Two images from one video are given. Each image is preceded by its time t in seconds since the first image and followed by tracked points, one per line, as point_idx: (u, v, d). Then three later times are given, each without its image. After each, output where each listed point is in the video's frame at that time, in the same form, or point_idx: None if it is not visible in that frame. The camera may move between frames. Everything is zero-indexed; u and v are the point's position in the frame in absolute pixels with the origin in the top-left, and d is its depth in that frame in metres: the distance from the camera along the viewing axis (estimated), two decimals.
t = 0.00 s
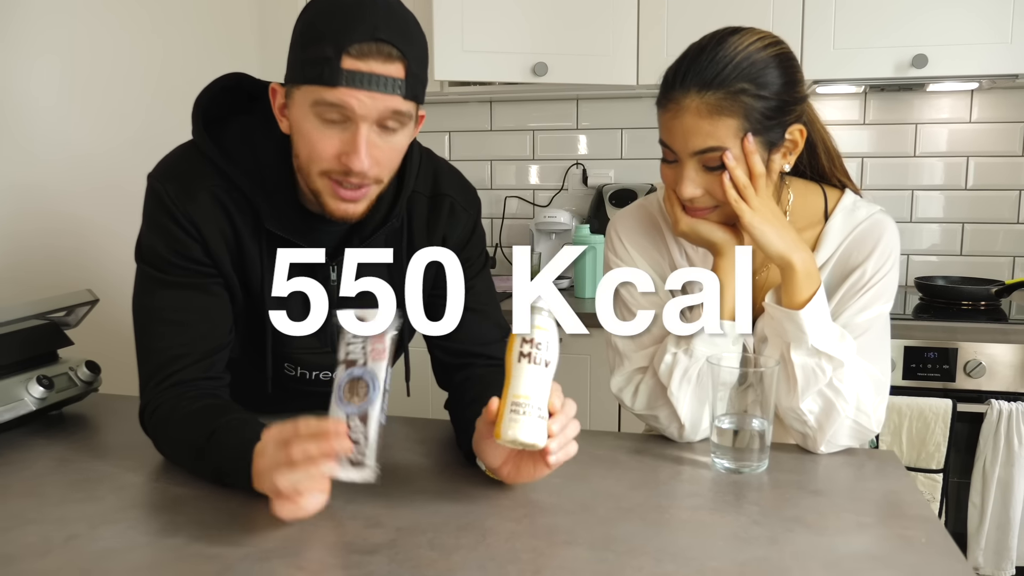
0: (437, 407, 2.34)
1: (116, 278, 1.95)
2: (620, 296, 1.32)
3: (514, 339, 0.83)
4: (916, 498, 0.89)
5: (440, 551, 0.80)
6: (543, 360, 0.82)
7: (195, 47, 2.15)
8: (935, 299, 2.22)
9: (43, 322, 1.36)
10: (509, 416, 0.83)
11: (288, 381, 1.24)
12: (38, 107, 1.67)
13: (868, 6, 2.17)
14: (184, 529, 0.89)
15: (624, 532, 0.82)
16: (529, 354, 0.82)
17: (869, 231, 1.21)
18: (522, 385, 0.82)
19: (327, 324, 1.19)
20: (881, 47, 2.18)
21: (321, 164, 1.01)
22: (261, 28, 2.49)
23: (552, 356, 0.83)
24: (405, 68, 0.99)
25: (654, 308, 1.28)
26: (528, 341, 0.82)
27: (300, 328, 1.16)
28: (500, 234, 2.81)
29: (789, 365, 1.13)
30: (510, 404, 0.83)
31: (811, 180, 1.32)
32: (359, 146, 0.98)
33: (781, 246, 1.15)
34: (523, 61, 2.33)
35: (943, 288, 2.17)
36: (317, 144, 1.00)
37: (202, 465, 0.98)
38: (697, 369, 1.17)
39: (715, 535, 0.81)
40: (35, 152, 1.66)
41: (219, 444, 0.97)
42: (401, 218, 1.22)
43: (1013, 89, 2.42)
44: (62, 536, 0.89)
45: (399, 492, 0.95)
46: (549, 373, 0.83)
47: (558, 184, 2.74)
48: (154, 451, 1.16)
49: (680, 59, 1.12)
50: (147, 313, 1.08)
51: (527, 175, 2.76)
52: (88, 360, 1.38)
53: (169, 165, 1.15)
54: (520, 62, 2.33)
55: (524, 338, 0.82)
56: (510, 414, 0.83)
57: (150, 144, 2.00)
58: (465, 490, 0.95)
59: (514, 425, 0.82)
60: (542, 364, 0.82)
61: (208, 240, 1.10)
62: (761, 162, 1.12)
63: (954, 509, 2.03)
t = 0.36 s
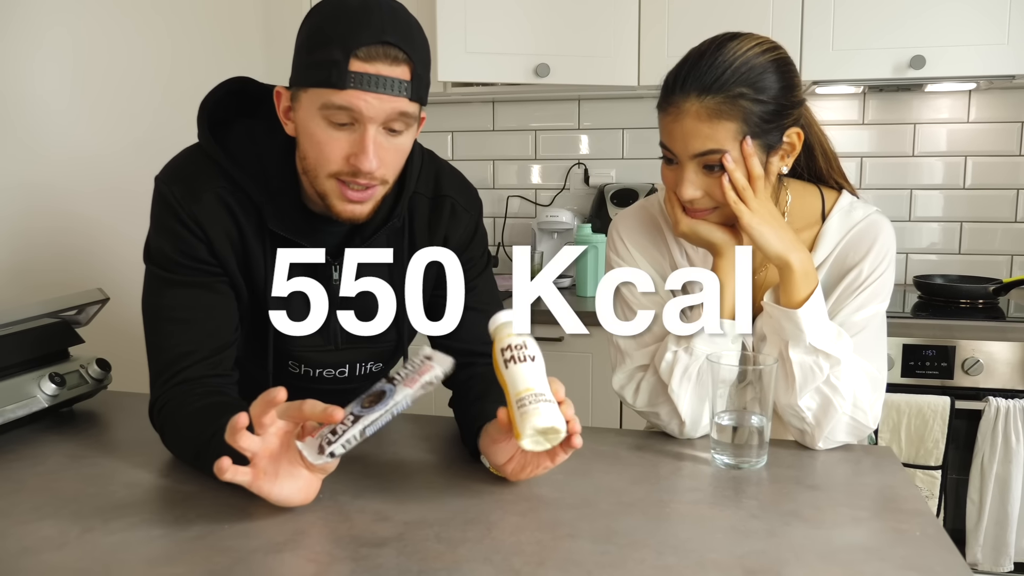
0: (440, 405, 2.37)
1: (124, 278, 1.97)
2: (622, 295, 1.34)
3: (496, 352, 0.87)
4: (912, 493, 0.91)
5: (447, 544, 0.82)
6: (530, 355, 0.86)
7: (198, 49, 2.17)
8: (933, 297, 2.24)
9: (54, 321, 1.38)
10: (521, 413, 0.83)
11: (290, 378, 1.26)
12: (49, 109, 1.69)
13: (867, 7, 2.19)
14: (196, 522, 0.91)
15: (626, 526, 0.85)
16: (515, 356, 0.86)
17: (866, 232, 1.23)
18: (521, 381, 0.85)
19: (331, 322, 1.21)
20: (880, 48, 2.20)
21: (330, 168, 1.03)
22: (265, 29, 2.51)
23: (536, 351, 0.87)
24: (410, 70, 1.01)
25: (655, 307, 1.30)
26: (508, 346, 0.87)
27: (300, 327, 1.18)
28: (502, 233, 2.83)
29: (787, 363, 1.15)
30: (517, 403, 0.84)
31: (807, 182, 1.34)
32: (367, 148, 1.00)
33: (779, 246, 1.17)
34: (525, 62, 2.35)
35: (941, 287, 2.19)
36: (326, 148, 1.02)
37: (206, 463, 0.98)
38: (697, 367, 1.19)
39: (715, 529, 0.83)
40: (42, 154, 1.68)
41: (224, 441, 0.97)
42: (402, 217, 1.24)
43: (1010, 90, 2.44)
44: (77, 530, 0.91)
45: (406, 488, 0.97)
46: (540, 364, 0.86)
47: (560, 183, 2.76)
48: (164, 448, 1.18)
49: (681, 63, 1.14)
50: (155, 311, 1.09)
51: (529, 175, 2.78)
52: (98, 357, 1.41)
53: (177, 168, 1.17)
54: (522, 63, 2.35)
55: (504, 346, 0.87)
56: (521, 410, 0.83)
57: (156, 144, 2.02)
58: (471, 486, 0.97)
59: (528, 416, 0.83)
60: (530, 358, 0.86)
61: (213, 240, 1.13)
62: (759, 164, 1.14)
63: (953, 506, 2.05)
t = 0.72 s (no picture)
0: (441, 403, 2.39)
1: (129, 277, 1.99)
2: (620, 295, 1.35)
3: (515, 376, 0.89)
4: (903, 488, 0.93)
5: (448, 537, 0.84)
6: (549, 377, 0.88)
7: (202, 51, 2.19)
8: (930, 297, 2.26)
9: (61, 319, 1.39)
10: (546, 436, 0.85)
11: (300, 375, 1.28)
12: (54, 111, 1.70)
13: (864, 10, 2.21)
14: (202, 517, 0.93)
15: (624, 520, 0.86)
16: (536, 378, 0.88)
17: (859, 232, 1.25)
18: (543, 404, 0.86)
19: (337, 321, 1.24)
20: (876, 50, 2.22)
21: (349, 173, 1.05)
22: (268, 30, 2.53)
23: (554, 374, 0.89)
24: (428, 78, 1.03)
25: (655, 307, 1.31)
26: (528, 369, 0.89)
27: (300, 328, 1.20)
28: (502, 233, 2.85)
29: (782, 361, 1.17)
30: (542, 427, 0.85)
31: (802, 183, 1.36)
32: (387, 154, 1.03)
33: (775, 246, 1.19)
34: (525, 64, 2.37)
35: (937, 287, 2.21)
36: (347, 154, 1.04)
37: (213, 458, 1.00)
38: (694, 365, 1.21)
39: (710, 522, 0.85)
40: (47, 155, 1.70)
41: (230, 436, 0.99)
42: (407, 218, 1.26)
43: (1006, 92, 2.46)
44: (86, 524, 0.92)
45: (408, 483, 0.99)
46: (560, 387, 0.88)
47: (560, 184, 2.78)
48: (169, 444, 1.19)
49: (677, 67, 1.16)
50: (165, 310, 1.11)
51: (529, 176, 2.80)
52: (105, 355, 1.43)
53: (189, 168, 1.19)
54: (522, 65, 2.37)
55: (523, 369, 0.89)
56: (546, 434, 0.85)
57: (159, 144, 2.03)
58: (471, 481, 0.99)
59: (554, 439, 0.84)
60: (550, 380, 0.88)
61: (223, 240, 1.15)
62: (754, 166, 1.16)
63: (949, 504, 2.07)
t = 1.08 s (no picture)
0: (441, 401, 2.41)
1: (134, 276, 2.01)
2: (620, 295, 1.37)
3: (623, 397, 0.86)
4: (896, 484, 0.95)
5: (450, 530, 0.86)
6: (657, 404, 0.86)
7: (206, 52, 2.21)
8: (927, 297, 2.28)
9: (66, 317, 1.41)
10: (650, 467, 0.86)
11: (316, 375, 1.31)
12: (59, 114, 1.73)
13: (862, 14, 2.23)
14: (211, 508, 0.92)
15: (623, 514, 0.88)
16: (644, 405, 0.86)
17: (854, 233, 1.27)
18: (648, 434, 0.86)
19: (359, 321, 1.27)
20: (874, 53, 2.24)
21: (384, 185, 1.08)
22: (272, 32, 2.55)
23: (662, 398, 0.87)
24: (460, 93, 1.07)
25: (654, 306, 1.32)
26: (637, 393, 0.86)
27: (300, 328, 1.19)
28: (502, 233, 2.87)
29: (778, 359, 1.19)
30: (647, 456, 0.86)
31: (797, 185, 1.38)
32: (422, 167, 1.06)
33: (771, 247, 1.21)
34: (526, 65, 2.39)
35: (934, 287, 2.23)
36: (382, 167, 1.07)
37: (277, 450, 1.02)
38: (691, 363, 1.23)
39: (707, 516, 0.87)
40: (50, 152, 1.71)
41: (302, 432, 1.02)
42: (425, 223, 1.29)
43: (1002, 94, 2.49)
44: (95, 517, 0.91)
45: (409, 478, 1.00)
46: (665, 413, 0.87)
47: (560, 184, 2.80)
48: (175, 437, 1.20)
49: (676, 71, 1.17)
50: (205, 303, 1.13)
51: (530, 176, 2.82)
52: (111, 353, 1.44)
53: (210, 168, 1.20)
54: (523, 66, 2.39)
55: (632, 393, 0.86)
56: (650, 464, 0.86)
57: (162, 145, 2.05)
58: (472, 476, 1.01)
59: (657, 473, 0.86)
60: (658, 407, 0.86)
61: (257, 236, 1.16)
62: (750, 168, 1.18)
63: (944, 502, 2.10)
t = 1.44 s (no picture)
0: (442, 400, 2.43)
1: (138, 276, 2.02)
2: (619, 295, 1.40)
3: (642, 388, 0.87)
4: (888, 478, 0.98)
5: (451, 523, 0.87)
6: (677, 393, 0.88)
7: (209, 54, 2.23)
8: (923, 296, 2.30)
9: (70, 316, 1.43)
10: (678, 455, 0.89)
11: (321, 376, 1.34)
12: (64, 117, 1.75)
13: (859, 18, 2.25)
14: (216, 504, 0.94)
15: (620, 509, 0.90)
16: (664, 397, 0.87)
17: (847, 233, 1.29)
18: (673, 425, 0.88)
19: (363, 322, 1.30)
20: (870, 56, 2.26)
21: (394, 198, 1.12)
22: (274, 34, 2.57)
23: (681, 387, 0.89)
24: (468, 106, 1.10)
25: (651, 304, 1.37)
26: (655, 385, 0.87)
27: (300, 328, 1.20)
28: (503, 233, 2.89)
29: (772, 356, 1.21)
30: (674, 445, 0.89)
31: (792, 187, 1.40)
32: (431, 180, 1.10)
33: (765, 247, 1.23)
34: (527, 67, 2.41)
35: (930, 287, 2.25)
36: (392, 180, 1.10)
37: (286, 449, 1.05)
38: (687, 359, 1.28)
39: (702, 510, 0.89)
40: (56, 151, 1.73)
41: (315, 434, 1.03)
42: (429, 226, 1.31)
43: (998, 96, 2.51)
44: (102, 510, 0.93)
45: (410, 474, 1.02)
46: (687, 402, 0.89)
47: (560, 185, 2.83)
48: (178, 432, 1.21)
49: (672, 74, 1.20)
50: (213, 303, 1.15)
51: (531, 177, 2.84)
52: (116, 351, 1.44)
53: (217, 171, 1.22)
54: (524, 67, 2.42)
55: (651, 384, 0.87)
56: (678, 453, 0.89)
57: (164, 146, 2.07)
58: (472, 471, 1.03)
59: (686, 460, 0.88)
60: (678, 397, 0.88)
61: (266, 238, 1.18)
62: (746, 169, 1.20)
63: (939, 498, 2.12)
